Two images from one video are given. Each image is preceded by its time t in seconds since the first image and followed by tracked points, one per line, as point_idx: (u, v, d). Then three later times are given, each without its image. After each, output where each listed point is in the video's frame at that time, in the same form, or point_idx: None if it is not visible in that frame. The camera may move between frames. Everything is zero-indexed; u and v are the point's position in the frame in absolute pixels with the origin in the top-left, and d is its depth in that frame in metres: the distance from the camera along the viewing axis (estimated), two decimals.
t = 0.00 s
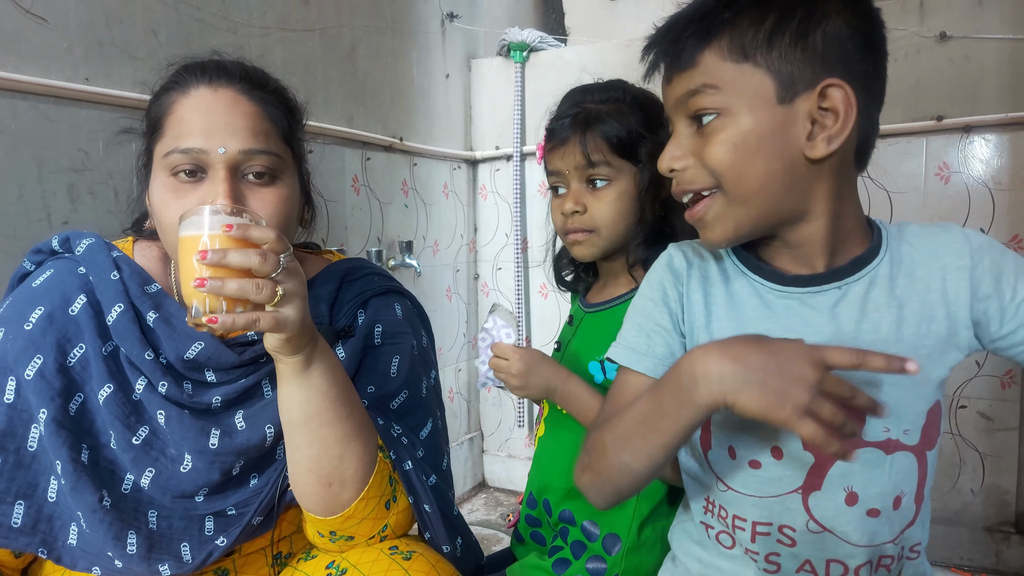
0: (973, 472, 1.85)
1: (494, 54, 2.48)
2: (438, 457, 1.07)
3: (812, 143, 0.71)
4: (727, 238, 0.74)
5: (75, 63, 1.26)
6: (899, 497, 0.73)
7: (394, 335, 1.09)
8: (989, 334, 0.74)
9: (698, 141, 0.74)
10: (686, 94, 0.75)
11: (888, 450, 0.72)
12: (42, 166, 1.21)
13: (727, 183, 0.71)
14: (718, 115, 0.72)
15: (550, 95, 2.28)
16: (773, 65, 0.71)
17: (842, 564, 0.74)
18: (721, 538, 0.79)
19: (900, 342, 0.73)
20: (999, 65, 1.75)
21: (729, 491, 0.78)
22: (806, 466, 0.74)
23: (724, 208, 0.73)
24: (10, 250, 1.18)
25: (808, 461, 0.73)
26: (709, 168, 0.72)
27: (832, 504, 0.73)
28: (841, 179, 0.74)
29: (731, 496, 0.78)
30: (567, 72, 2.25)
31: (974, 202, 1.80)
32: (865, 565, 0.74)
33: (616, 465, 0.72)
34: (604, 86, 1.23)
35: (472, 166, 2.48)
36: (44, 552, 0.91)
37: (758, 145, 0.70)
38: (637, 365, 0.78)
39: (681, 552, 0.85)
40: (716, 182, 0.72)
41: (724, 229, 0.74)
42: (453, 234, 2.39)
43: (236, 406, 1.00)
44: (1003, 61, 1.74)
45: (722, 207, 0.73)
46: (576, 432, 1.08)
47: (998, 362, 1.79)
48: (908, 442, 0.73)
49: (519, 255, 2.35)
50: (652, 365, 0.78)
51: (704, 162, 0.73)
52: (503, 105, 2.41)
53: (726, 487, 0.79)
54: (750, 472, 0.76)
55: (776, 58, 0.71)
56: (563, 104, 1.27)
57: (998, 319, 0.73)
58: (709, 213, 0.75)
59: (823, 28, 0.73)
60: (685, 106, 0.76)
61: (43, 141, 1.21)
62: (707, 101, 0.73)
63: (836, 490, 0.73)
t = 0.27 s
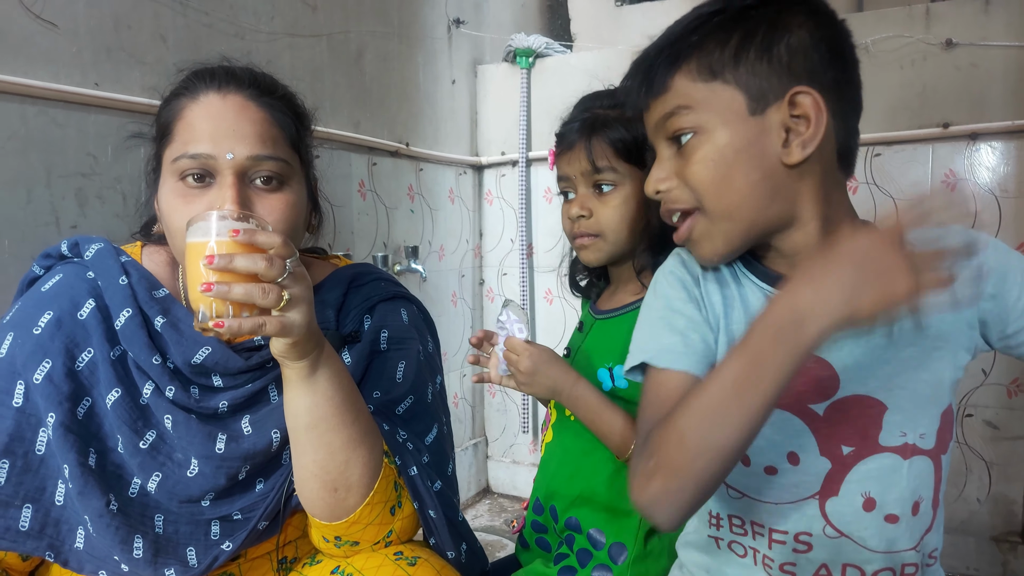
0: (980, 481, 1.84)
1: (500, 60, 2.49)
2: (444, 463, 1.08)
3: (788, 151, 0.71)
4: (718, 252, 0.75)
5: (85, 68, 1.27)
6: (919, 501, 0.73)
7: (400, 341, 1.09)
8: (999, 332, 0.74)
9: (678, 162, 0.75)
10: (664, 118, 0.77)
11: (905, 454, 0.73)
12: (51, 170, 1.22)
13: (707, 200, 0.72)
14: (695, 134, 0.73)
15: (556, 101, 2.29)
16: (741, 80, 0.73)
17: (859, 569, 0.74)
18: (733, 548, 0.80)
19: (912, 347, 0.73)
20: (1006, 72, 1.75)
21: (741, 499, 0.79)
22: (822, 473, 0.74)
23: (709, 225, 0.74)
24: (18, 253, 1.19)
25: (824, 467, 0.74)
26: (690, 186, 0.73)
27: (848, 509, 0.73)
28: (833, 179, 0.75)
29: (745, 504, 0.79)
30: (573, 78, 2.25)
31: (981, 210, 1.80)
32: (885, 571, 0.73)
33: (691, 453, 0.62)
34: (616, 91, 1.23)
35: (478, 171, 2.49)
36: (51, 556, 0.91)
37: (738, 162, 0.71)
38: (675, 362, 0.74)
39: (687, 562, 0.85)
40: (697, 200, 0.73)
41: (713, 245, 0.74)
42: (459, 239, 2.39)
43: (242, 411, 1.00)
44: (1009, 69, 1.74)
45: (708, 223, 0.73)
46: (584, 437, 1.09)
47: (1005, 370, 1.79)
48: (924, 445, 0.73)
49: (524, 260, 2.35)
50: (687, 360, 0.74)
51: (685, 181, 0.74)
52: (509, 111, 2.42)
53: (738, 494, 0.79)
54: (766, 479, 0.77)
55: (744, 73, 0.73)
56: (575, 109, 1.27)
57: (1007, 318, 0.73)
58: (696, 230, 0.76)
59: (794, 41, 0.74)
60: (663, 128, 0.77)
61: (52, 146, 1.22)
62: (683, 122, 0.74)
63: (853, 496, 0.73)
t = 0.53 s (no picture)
0: (989, 490, 1.83)
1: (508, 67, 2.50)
2: (451, 469, 1.08)
3: (840, 145, 0.76)
4: (771, 229, 0.74)
5: (98, 76, 1.28)
6: (926, 499, 0.74)
7: (409, 348, 1.10)
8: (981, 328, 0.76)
9: (739, 134, 0.73)
10: (719, 92, 0.74)
11: (908, 451, 0.73)
12: (64, 177, 1.23)
13: (781, 170, 0.71)
14: (768, 108, 0.72)
15: (563, 108, 2.30)
16: (807, 71, 0.75)
17: (872, 571, 0.74)
18: (745, 562, 0.78)
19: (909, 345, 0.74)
20: (1014, 80, 1.74)
21: (754, 511, 0.77)
22: (831, 477, 0.74)
23: (773, 197, 0.72)
24: (31, 259, 1.20)
25: (831, 471, 0.74)
26: (762, 155, 0.71)
27: (860, 512, 0.73)
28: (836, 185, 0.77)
29: (756, 516, 0.77)
30: (580, 86, 2.26)
31: (989, 218, 1.79)
32: (898, 570, 0.74)
33: (679, 466, 0.61)
34: (631, 100, 1.24)
35: (485, 178, 2.50)
36: (62, 560, 0.92)
37: (811, 139, 0.72)
38: (649, 373, 0.73)
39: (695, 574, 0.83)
40: (768, 169, 0.71)
41: (767, 219, 0.73)
42: (466, 245, 2.39)
43: (252, 417, 1.00)
44: (1018, 77, 1.74)
45: (774, 193, 0.72)
46: (592, 442, 1.09)
47: (1015, 379, 1.78)
48: (926, 442, 0.74)
49: (530, 266, 2.35)
50: (663, 372, 0.73)
51: (756, 150, 0.71)
52: (516, 118, 2.42)
53: (750, 506, 0.78)
54: (774, 487, 0.76)
55: (805, 66, 0.75)
56: (589, 119, 1.29)
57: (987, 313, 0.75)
58: (756, 202, 0.73)
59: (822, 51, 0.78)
60: (722, 102, 0.74)
61: (65, 153, 1.23)
62: (750, 94, 0.72)
63: (863, 498, 0.73)
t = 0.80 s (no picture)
0: (1000, 493, 1.82)
1: (516, 69, 2.51)
2: (462, 469, 1.09)
3: (882, 157, 0.80)
4: (834, 221, 0.74)
5: (111, 79, 1.29)
6: (935, 498, 0.72)
7: (418, 349, 1.11)
8: (989, 331, 0.75)
9: (820, 124, 0.73)
10: (799, 79, 0.75)
11: (916, 450, 0.72)
12: (78, 179, 1.25)
13: (855, 166, 0.73)
14: (845, 103, 0.74)
15: (571, 110, 2.30)
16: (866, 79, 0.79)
17: (880, 570, 0.74)
18: (754, 560, 0.78)
19: (913, 346, 0.74)
20: None
21: (764, 509, 0.78)
22: (838, 475, 0.74)
23: (842, 190, 0.73)
24: (46, 260, 1.21)
25: (838, 469, 0.74)
26: (841, 148, 0.72)
27: (868, 510, 0.72)
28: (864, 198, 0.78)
29: (767, 513, 0.77)
30: (588, 88, 2.27)
31: (1000, 219, 1.79)
32: (907, 569, 0.73)
33: None
34: (640, 103, 1.24)
35: (494, 180, 2.51)
36: (77, 558, 0.93)
37: (872, 148, 0.74)
38: (641, 402, 0.82)
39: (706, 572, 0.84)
40: (845, 163, 0.72)
41: (832, 211, 0.73)
42: (474, 247, 2.40)
43: (263, 417, 1.01)
44: None
45: (842, 186, 0.73)
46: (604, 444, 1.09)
47: None
48: (934, 442, 0.72)
49: (538, 268, 2.36)
50: (653, 401, 0.82)
51: (837, 142, 0.72)
52: (525, 120, 2.43)
53: (759, 503, 0.78)
54: (782, 485, 0.76)
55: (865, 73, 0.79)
56: (599, 123, 1.29)
57: (997, 315, 0.74)
58: (825, 190, 0.72)
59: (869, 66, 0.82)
60: (799, 92, 0.75)
61: (79, 156, 1.25)
62: (830, 86, 0.74)
63: (869, 496, 0.73)
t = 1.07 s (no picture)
0: (991, 492, 1.83)
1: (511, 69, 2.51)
2: (456, 470, 1.09)
3: (875, 158, 0.81)
4: (823, 219, 0.74)
5: (102, 78, 1.29)
6: (913, 502, 0.72)
7: (411, 350, 1.10)
8: (981, 336, 0.76)
9: (813, 121, 0.73)
10: (795, 75, 0.75)
11: (895, 453, 0.72)
12: (69, 178, 1.24)
13: (845, 165, 0.73)
14: (839, 101, 0.75)
15: (565, 110, 2.30)
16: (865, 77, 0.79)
17: (858, 573, 0.74)
18: (734, 558, 0.79)
19: (896, 348, 0.74)
20: (1017, 82, 1.74)
21: (742, 506, 0.78)
22: (814, 476, 0.74)
23: (832, 189, 0.73)
24: (35, 260, 1.21)
25: (814, 470, 0.74)
26: (832, 146, 0.72)
27: (844, 512, 0.73)
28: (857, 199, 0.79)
29: (745, 511, 0.78)
30: (583, 88, 2.26)
31: (992, 220, 1.79)
32: (884, 573, 0.73)
33: None
34: (635, 102, 1.24)
35: (488, 180, 2.51)
36: (66, 558, 0.93)
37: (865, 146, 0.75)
38: (632, 388, 0.82)
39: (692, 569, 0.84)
40: (835, 162, 0.72)
41: (822, 209, 0.73)
42: (468, 246, 2.40)
43: (252, 417, 1.01)
44: (1021, 78, 1.74)
45: (833, 185, 0.73)
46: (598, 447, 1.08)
47: (1017, 380, 1.78)
48: (914, 445, 0.73)
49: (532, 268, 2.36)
50: (645, 387, 0.82)
51: (828, 141, 0.72)
52: (519, 119, 2.43)
53: (739, 501, 0.78)
54: (758, 484, 0.76)
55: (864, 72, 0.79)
56: (594, 123, 1.29)
57: (989, 320, 0.74)
58: (814, 188, 0.73)
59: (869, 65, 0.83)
60: (793, 88, 0.75)
61: (70, 155, 1.24)
62: (824, 84, 0.74)
63: (846, 497, 0.73)
